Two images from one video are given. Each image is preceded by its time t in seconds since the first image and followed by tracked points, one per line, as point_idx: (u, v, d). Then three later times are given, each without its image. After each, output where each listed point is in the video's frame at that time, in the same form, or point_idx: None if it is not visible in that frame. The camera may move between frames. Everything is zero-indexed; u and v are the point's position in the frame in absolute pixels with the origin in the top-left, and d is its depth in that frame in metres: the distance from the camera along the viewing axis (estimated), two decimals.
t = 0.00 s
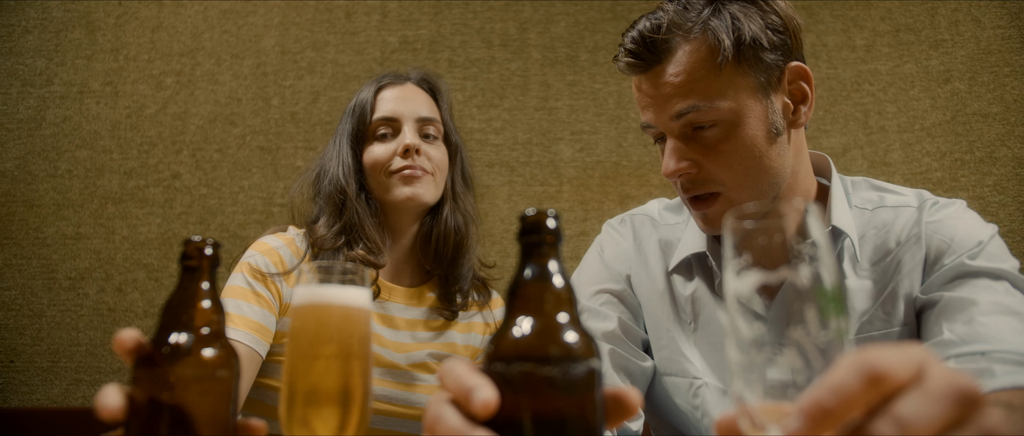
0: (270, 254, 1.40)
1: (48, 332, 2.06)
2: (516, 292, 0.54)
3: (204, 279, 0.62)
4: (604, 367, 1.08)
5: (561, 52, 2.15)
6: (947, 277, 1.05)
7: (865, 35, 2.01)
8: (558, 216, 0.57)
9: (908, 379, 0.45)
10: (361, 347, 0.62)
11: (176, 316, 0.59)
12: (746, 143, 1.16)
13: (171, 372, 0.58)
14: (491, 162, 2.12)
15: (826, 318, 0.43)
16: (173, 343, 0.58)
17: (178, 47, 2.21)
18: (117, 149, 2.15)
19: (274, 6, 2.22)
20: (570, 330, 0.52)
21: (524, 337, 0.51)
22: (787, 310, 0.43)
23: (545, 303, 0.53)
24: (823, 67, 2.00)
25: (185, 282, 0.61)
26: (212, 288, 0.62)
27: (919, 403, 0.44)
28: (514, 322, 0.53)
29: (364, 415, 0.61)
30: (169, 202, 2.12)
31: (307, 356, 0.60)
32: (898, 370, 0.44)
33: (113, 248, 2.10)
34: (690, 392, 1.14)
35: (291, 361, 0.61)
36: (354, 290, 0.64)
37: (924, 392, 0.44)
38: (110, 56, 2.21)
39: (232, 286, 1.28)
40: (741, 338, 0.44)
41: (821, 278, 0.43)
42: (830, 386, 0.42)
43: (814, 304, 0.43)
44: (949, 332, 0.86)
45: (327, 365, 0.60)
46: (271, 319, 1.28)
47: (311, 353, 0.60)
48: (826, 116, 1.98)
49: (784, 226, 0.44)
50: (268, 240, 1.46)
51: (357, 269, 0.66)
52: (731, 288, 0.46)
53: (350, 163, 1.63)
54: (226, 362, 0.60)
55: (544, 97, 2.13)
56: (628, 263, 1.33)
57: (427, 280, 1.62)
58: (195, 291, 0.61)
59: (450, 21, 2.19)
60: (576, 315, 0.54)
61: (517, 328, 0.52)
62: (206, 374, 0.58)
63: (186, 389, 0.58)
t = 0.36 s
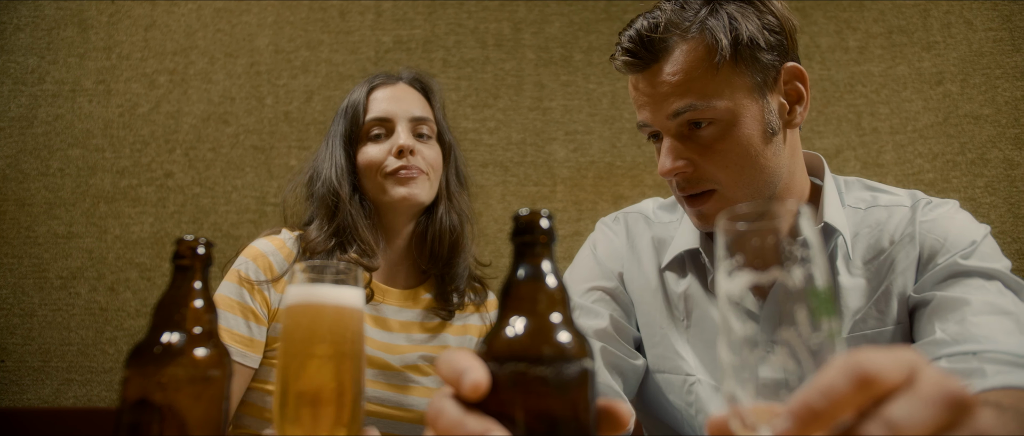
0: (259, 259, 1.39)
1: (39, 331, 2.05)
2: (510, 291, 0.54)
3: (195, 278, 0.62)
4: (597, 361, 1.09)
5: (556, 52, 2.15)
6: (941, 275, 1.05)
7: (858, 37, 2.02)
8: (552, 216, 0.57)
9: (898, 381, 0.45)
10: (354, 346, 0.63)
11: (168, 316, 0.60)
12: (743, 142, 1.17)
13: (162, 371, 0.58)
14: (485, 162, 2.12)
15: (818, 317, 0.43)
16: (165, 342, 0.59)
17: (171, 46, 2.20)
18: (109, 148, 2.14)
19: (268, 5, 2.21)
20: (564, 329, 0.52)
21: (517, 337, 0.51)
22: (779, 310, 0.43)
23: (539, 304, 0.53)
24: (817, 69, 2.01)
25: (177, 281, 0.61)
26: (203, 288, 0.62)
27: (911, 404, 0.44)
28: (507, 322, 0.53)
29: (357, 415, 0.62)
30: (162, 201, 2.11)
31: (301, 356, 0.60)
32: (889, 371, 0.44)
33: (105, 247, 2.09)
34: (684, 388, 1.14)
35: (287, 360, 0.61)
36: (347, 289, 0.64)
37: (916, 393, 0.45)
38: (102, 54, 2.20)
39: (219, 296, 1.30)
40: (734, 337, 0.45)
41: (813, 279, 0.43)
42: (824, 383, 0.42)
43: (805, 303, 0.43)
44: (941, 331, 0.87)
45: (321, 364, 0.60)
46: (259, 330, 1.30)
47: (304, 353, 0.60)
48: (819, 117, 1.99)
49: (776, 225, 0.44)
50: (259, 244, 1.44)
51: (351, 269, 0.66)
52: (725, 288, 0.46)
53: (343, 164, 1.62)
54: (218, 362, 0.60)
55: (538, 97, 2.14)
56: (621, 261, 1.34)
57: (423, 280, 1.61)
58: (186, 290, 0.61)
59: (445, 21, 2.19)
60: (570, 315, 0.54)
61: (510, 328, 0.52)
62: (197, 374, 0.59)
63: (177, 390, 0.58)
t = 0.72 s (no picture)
0: (257, 269, 1.36)
1: (33, 331, 2.04)
2: (504, 290, 0.54)
3: (190, 278, 0.62)
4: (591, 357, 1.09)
5: (552, 53, 2.15)
6: (936, 272, 1.06)
7: (853, 38, 2.03)
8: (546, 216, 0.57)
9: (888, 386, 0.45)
10: (348, 346, 0.63)
11: (162, 316, 0.60)
12: (757, 139, 1.17)
13: (157, 371, 0.58)
14: (481, 162, 2.12)
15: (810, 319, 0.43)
16: (160, 342, 0.59)
17: (166, 45, 2.19)
18: (104, 147, 2.13)
19: (264, 4, 2.21)
20: (557, 330, 0.52)
21: (511, 337, 0.51)
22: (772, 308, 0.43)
23: (532, 304, 0.53)
24: (812, 70, 2.02)
25: (172, 281, 0.61)
26: (199, 287, 0.62)
27: (899, 408, 0.44)
28: (500, 322, 0.53)
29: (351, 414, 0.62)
30: (157, 200, 2.10)
31: (294, 355, 0.60)
32: (878, 376, 0.44)
33: (100, 246, 2.08)
34: (679, 383, 1.14)
35: (280, 359, 0.61)
36: (341, 289, 0.64)
37: (906, 398, 0.45)
38: (97, 53, 2.19)
39: (215, 306, 1.28)
40: (726, 336, 0.45)
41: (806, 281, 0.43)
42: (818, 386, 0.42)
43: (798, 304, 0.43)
44: (936, 328, 0.88)
45: (315, 364, 0.60)
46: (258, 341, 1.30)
47: (297, 352, 0.60)
48: (815, 118, 2.00)
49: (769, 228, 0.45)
50: (254, 251, 1.40)
51: (347, 269, 0.66)
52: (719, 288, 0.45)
53: (336, 169, 1.61)
54: (213, 362, 0.60)
55: (534, 97, 2.14)
56: (615, 256, 1.34)
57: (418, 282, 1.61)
58: (181, 290, 0.61)
59: (441, 21, 2.19)
60: (563, 314, 0.54)
61: (504, 328, 0.52)
62: (192, 374, 0.59)
63: (170, 390, 0.58)
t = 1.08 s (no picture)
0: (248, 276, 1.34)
1: (27, 331, 2.03)
2: (499, 291, 0.54)
3: (186, 277, 0.61)
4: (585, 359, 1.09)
5: (548, 53, 2.15)
6: (928, 273, 1.06)
7: (849, 39, 2.03)
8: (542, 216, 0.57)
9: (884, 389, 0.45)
10: (343, 346, 0.63)
11: (158, 315, 0.60)
12: (785, 137, 1.15)
13: (151, 371, 0.58)
14: (477, 162, 2.12)
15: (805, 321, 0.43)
16: (155, 342, 0.59)
17: (162, 44, 2.18)
18: (99, 147, 2.13)
19: (259, 3, 2.20)
20: (552, 330, 0.52)
21: (506, 338, 0.52)
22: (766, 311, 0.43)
23: (528, 304, 0.53)
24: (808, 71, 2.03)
25: (167, 280, 0.61)
26: (193, 287, 0.62)
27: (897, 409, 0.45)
28: (496, 323, 0.53)
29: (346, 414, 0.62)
30: (152, 200, 2.10)
31: (290, 355, 0.61)
32: (875, 377, 0.44)
33: (95, 246, 2.07)
34: (673, 385, 1.15)
35: (276, 360, 0.61)
36: (337, 289, 0.64)
37: (906, 399, 0.45)
38: (92, 52, 2.18)
39: (216, 321, 1.26)
40: (720, 335, 0.44)
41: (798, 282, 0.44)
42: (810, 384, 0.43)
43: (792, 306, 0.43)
44: (927, 331, 0.88)
45: (310, 363, 0.60)
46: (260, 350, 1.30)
47: (292, 353, 0.61)
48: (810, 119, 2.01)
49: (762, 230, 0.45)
50: (242, 257, 1.37)
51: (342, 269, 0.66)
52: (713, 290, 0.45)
53: (338, 163, 1.56)
54: (208, 361, 0.60)
55: (530, 97, 2.14)
56: (607, 259, 1.34)
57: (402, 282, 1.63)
58: (177, 290, 0.61)
59: (437, 21, 2.19)
60: (559, 315, 0.54)
61: (499, 329, 0.52)
62: (187, 373, 0.59)
63: (164, 391, 0.58)
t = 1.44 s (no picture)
0: (217, 286, 1.34)
1: (19, 331, 2.02)
2: (493, 291, 0.54)
3: (179, 278, 0.61)
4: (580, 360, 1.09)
5: (542, 54, 2.15)
6: (921, 275, 1.06)
7: (842, 41, 2.04)
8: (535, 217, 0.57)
9: (893, 352, 0.46)
10: (336, 346, 0.63)
11: (150, 315, 0.60)
12: (785, 138, 1.15)
13: (143, 371, 0.58)
14: (472, 162, 2.12)
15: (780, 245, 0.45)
16: (148, 342, 0.59)
17: (155, 43, 2.17)
18: (92, 146, 2.12)
19: (254, 3, 2.19)
20: (546, 330, 0.52)
21: (500, 338, 0.52)
22: (748, 235, 0.46)
23: (521, 305, 0.53)
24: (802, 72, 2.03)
25: (160, 280, 0.61)
26: (186, 287, 0.62)
27: (910, 371, 0.46)
28: (489, 323, 0.53)
29: (340, 413, 0.62)
30: (145, 200, 2.09)
31: (283, 355, 0.60)
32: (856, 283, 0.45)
33: (87, 246, 2.07)
34: (666, 386, 1.16)
35: (270, 360, 0.61)
36: (329, 289, 0.64)
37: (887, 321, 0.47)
38: (85, 51, 2.17)
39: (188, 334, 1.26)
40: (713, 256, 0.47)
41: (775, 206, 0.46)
42: (796, 286, 0.43)
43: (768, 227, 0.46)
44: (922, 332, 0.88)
45: (304, 364, 0.60)
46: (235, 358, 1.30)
47: (285, 353, 0.61)
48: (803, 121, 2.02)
49: (746, 160, 0.47)
50: (210, 267, 1.37)
51: (335, 268, 0.67)
52: (704, 217, 0.48)
53: (345, 154, 1.55)
54: (201, 362, 0.60)
55: (525, 98, 2.14)
56: (601, 259, 1.34)
57: (382, 283, 1.58)
58: (170, 291, 0.61)
59: (432, 21, 2.18)
60: (552, 315, 0.54)
61: (492, 329, 0.52)
62: (180, 374, 0.59)
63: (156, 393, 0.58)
